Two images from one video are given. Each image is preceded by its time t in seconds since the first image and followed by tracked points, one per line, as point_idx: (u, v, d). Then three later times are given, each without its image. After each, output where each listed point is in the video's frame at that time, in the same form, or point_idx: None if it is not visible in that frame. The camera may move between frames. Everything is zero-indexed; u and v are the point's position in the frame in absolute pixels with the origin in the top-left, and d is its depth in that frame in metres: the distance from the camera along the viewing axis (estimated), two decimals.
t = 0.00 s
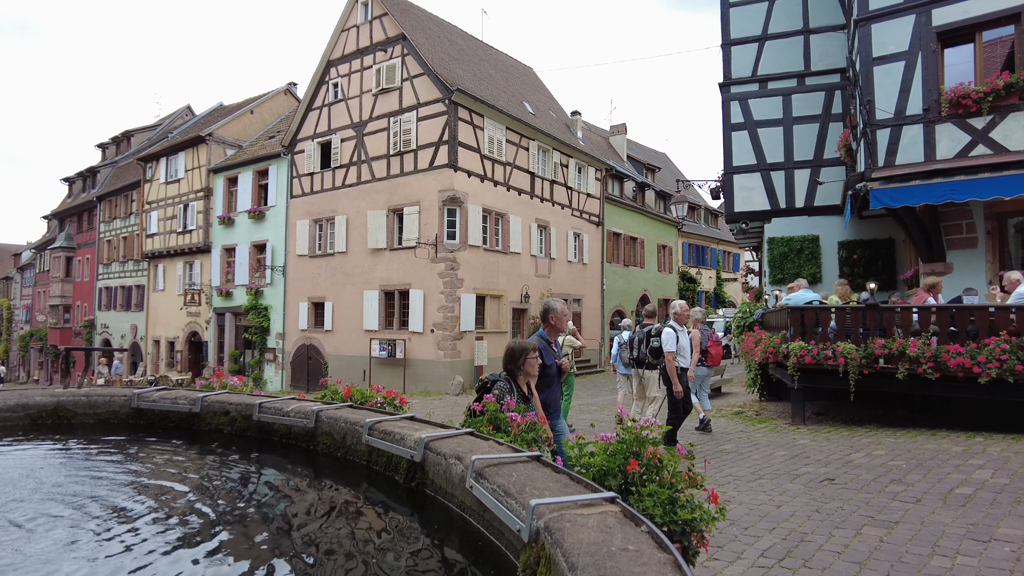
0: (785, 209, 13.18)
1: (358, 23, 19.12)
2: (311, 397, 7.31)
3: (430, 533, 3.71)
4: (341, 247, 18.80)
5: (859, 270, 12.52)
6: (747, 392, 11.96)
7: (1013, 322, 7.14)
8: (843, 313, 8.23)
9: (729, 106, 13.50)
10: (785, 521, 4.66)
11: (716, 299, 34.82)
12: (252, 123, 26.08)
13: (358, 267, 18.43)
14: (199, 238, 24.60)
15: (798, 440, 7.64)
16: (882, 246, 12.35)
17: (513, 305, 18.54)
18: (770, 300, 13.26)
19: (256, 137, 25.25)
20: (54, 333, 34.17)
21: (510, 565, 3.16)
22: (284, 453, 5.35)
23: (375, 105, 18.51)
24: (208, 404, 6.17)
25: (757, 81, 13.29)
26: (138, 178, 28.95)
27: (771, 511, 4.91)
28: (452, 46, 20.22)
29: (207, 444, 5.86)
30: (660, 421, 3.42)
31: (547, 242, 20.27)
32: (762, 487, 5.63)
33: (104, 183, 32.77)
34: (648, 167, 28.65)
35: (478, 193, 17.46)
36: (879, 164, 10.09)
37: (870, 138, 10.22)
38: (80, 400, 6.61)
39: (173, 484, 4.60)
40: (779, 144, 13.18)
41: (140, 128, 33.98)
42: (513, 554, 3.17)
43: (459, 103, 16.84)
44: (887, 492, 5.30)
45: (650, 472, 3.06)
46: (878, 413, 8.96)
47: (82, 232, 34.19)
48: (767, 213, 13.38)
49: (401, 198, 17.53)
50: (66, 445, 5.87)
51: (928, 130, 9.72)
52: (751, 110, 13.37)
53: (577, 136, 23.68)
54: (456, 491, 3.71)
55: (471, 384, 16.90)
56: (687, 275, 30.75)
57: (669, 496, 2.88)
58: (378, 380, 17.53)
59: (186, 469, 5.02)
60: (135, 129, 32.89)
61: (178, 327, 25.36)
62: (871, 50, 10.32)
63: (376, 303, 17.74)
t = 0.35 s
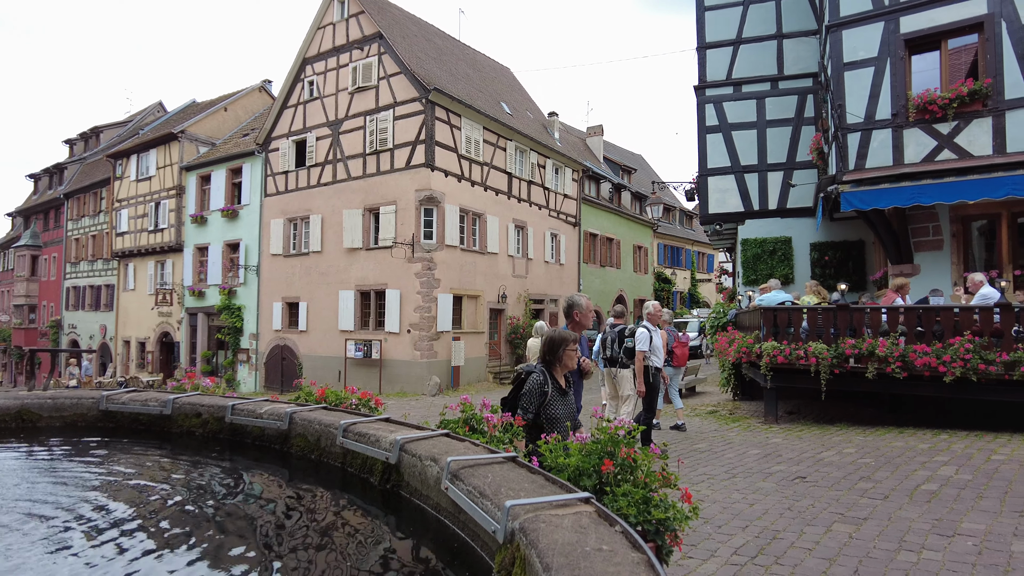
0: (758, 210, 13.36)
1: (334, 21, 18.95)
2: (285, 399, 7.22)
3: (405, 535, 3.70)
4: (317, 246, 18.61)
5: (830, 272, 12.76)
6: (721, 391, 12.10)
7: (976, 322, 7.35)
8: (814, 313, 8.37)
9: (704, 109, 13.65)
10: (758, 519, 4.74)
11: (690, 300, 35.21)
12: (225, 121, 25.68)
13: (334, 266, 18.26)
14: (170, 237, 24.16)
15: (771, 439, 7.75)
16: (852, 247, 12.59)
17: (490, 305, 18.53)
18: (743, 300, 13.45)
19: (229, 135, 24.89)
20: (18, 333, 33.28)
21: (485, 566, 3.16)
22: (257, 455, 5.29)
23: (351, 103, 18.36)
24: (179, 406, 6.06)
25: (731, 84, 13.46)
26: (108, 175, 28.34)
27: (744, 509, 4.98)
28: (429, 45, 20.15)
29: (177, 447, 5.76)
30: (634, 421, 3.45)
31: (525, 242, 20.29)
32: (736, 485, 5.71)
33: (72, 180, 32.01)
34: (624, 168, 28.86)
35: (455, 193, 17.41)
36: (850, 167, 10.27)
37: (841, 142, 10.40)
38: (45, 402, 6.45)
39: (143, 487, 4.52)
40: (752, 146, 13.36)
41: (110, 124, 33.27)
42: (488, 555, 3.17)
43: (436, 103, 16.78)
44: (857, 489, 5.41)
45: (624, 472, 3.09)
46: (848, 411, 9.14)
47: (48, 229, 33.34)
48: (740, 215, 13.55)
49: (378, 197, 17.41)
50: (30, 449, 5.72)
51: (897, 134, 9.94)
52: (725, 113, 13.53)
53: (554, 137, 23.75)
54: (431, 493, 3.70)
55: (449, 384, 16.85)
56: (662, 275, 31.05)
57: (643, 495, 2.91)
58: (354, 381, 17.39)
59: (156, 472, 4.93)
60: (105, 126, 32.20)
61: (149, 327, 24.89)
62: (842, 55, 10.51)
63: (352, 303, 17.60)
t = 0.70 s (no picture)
0: (733, 212, 13.53)
1: (310, 18, 18.77)
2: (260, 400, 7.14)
3: (383, 537, 3.69)
4: (292, 246, 18.41)
5: (803, 273, 12.97)
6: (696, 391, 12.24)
7: (943, 323, 7.54)
8: (787, 314, 8.50)
9: (680, 111, 13.80)
10: (733, 517, 4.80)
11: (666, 300, 35.54)
12: (199, 118, 25.27)
13: (309, 266, 18.08)
14: (142, 235, 23.71)
15: (745, 438, 7.85)
16: (824, 249, 12.81)
17: (468, 305, 18.49)
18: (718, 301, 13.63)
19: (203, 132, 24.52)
20: None
21: (462, 566, 3.17)
22: (232, 458, 5.22)
23: (327, 102, 18.21)
24: (152, 408, 5.96)
25: (707, 87, 13.62)
26: (77, 172, 27.73)
27: (719, 508, 5.05)
28: (407, 44, 20.07)
29: (149, 451, 5.65)
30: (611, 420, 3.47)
31: (502, 242, 20.29)
32: (711, 483, 5.79)
33: (39, 177, 31.26)
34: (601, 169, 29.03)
35: (433, 192, 17.35)
36: (822, 170, 10.41)
37: (814, 145, 10.55)
38: (12, 405, 6.30)
39: (114, 491, 4.44)
40: (727, 149, 13.53)
41: (79, 120, 32.55)
42: (466, 556, 3.18)
43: (414, 102, 16.71)
44: (828, 486, 5.52)
45: (601, 472, 3.10)
46: (820, 409, 9.30)
47: (14, 227, 32.51)
48: (715, 216, 13.72)
49: (354, 196, 17.28)
50: None
51: (867, 138, 10.15)
52: (700, 115, 13.69)
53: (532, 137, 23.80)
54: (409, 494, 3.69)
55: (426, 385, 16.79)
56: (638, 276, 31.29)
57: (620, 494, 2.93)
58: (330, 382, 17.24)
59: (127, 476, 4.84)
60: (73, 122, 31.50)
61: (119, 327, 24.40)
62: (814, 60, 10.70)
63: (328, 303, 17.44)
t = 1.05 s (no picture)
0: (709, 213, 13.67)
1: (288, 15, 18.58)
2: (235, 401, 7.04)
3: (359, 539, 3.66)
4: (268, 245, 18.20)
5: (777, 274, 13.13)
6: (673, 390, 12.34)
7: (913, 323, 7.70)
8: (762, 314, 8.62)
9: (658, 113, 13.91)
10: (709, 515, 4.85)
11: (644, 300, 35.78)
12: (173, 115, 24.84)
13: (286, 265, 17.88)
14: (114, 234, 23.27)
15: (721, 437, 7.94)
16: (798, 251, 12.95)
17: (447, 305, 18.44)
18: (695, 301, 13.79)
19: (177, 129, 24.13)
20: None
21: (438, 566, 3.18)
22: (207, 460, 5.15)
23: (305, 100, 18.04)
24: (123, 409, 5.84)
25: (684, 89, 13.74)
26: (46, 169, 27.11)
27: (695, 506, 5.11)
28: (386, 43, 19.96)
29: (120, 454, 5.55)
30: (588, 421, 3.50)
31: (481, 242, 20.25)
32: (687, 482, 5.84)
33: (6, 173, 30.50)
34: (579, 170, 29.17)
35: (411, 192, 17.27)
36: (797, 172, 10.59)
37: (789, 147, 10.72)
38: None
39: (84, 496, 4.35)
40: (704, 151, 13.67)
41: (48, 115, 31.83)
42: (442, 556, 3.18)
43: (392, 100, 16.62)
44: (802, 484, 5.60)
45: (577, 469, 3.13)
46: (794, 408, 9.43)
47: None
48: (692, 218, 13.85)
49: (332, 195, 17.14)
50: None
51: (841, 141, 10.32)
52: (678, 117, 13.81)
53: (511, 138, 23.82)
54: (385, 495, 3.67)
55: (404, 385, 16.71)
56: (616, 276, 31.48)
57: (596, 492, 2.96)
58: (307, 383, 17.08)
59: (98, 479, 4.75)
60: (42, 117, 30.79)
61: (90, 327, 23.91)
62: (790, 64, 10.85)
63: (305, 303, 17.28)
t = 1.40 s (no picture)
0: (688, 214, 13.79)
1: (266, 12, 18.38)
2: (211, 402, 6.96)
3: (336, 540, 3.64)
4: (245, 244, 17.99)
5: (754, 274, 13.18)
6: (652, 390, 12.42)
7: (886, 323, 7.84)
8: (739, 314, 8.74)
9: (637, 114, 14.00)
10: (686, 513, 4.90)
11: (623, 301, 36.00)
12: (148, 111, 24.42)
13: (263, 264, 17.69)
14: (86, 232, 22.82)
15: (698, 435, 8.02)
16: (775, 252, 13.03)
17: (426, 305, 18.36)
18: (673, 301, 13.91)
19: (152, 126, 23.74)
20: None
21: (416, 567, 3.17)
22: (182, 461, 5.07)
23: (283, 97, 17.86)
24: (95, 411, 5.73)
25: (663, 91, 13.84)
26: (15, 165, 26.51)
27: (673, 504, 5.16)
28: (365, 41, 19.83)
29: (92, 456, 5.44)
30: (566, 421, 3.50)
31: (462, 242, 20.21)
32: (665, 480, 5.89)
33: None
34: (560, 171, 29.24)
35: (391, 191, 17.17)
36: (774, 174, 10.73)
37: (766, 149, 10.85)
38: None
39: (54, 499, 4.27)
40: (683, 152, 13.79)
41: (18, 111, 31.12)
42: (420, 556, 3.17)
43: (371, 99, 16.52)
44: (778, 482, 5.67)
45: (556, 469, 3.14)
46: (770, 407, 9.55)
47: None
48: (670, 218, 13.96)
49: (310, 194, 16.99)
50: None
51: (816, 144, 10.48)
52: (657, 119, 13.91)
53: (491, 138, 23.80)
54: (363, 496, 3.65)
55: (383, 385, 16.62)
56: (596, 277, 31.63)
57: (574, 492, 2.96)
58: (284, 384, 16.91)
59: (69, 482, 4.66)
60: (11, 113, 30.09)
61: (61, 328, 23.43)
62: (767, 67, 10.98)
63: (282, 303, 17.10)
